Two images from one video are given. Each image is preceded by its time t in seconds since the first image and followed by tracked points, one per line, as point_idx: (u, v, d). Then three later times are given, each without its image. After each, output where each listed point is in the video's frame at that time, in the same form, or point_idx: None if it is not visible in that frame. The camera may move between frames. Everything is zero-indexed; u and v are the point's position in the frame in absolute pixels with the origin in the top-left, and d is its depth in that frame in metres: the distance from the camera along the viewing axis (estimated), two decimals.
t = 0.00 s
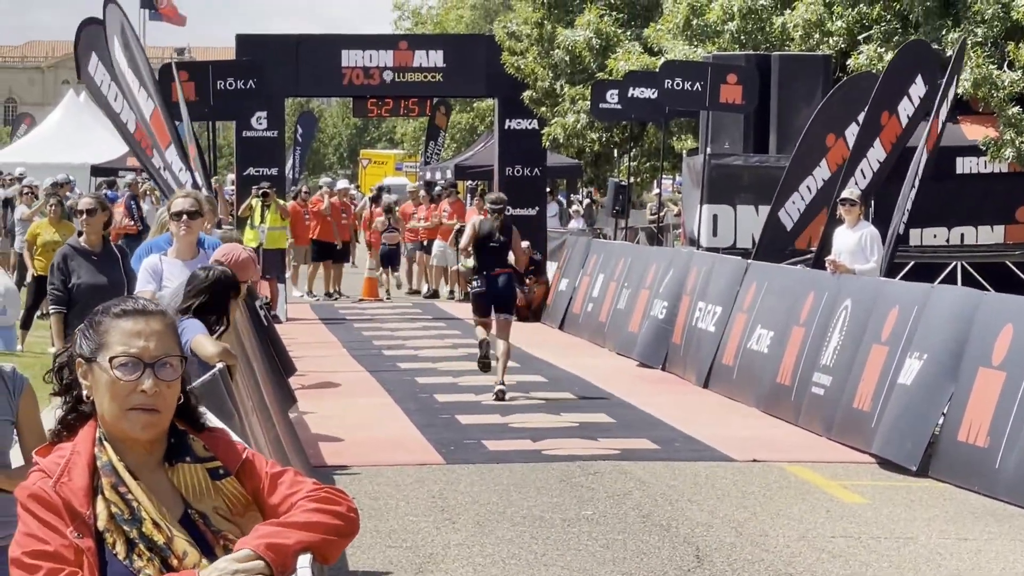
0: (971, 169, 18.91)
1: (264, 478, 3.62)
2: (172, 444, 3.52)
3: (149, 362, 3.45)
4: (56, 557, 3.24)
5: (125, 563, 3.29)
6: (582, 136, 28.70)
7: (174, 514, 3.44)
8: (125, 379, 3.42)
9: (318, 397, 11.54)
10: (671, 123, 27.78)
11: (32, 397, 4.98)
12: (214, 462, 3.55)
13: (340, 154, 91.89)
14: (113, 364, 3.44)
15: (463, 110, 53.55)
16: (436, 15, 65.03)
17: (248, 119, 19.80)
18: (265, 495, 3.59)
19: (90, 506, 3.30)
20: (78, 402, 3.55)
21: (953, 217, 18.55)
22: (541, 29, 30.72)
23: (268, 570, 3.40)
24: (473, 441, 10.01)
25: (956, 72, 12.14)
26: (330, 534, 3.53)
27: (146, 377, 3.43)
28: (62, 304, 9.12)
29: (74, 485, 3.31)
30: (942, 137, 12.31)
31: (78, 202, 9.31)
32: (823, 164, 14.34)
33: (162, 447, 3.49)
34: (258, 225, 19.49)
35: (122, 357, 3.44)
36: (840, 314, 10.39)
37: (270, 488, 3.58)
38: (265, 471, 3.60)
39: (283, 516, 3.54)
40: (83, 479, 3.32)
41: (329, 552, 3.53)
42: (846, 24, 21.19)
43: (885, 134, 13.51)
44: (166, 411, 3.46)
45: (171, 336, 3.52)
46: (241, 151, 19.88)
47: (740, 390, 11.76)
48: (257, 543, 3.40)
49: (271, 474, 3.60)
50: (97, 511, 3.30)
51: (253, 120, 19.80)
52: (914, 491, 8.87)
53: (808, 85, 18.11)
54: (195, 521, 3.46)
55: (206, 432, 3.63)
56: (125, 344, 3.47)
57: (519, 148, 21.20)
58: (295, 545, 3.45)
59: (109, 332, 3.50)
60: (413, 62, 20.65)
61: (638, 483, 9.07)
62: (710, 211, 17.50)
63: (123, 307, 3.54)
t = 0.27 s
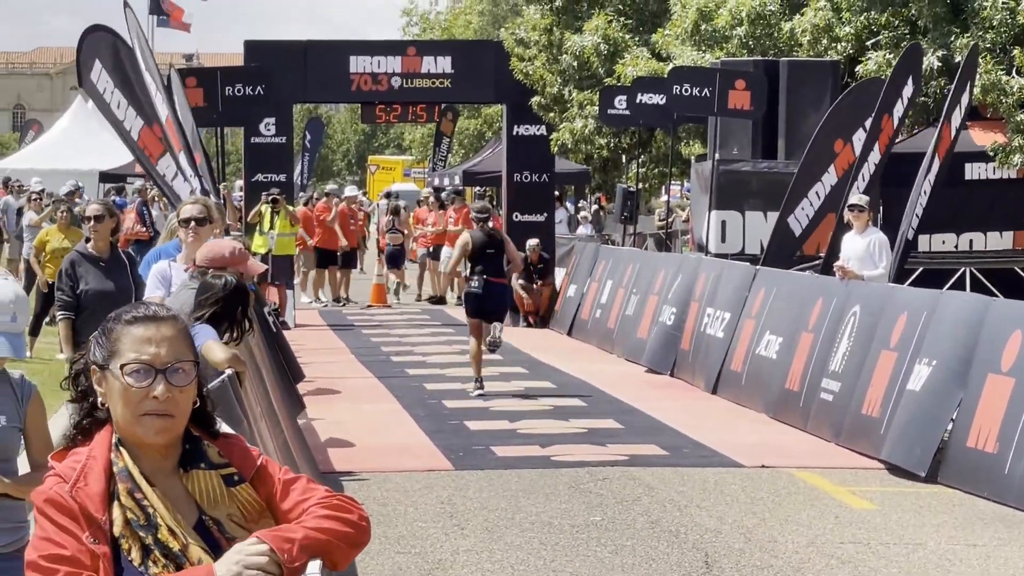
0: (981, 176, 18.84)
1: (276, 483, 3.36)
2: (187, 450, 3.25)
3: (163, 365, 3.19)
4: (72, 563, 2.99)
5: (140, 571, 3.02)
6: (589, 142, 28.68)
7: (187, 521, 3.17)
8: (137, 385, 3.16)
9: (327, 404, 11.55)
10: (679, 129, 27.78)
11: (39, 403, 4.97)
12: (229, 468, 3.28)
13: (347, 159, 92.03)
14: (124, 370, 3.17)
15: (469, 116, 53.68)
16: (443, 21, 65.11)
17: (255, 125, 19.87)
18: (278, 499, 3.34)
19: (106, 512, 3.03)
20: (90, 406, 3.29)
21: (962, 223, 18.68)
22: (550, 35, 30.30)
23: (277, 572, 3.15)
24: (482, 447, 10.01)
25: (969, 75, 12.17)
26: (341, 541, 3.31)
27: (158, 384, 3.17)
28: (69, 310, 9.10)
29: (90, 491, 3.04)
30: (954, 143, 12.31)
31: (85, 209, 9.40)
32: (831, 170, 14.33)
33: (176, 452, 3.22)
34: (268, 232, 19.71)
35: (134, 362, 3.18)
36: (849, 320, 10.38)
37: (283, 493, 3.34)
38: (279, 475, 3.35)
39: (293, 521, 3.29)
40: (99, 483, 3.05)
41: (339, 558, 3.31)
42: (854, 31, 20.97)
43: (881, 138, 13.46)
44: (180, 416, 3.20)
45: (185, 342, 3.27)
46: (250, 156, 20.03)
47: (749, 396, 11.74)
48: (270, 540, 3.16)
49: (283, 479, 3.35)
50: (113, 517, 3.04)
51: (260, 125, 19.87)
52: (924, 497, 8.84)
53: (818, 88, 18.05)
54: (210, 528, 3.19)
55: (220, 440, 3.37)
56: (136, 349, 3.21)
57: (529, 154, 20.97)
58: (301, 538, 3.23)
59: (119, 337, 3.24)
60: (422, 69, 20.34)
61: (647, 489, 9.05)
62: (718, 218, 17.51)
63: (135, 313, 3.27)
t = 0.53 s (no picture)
0: (990, 180, 18.75)
1: (291, 492, 3.33)
2: (203, 456, 3.24)
3: (179, 370, 3.18)
4: (88, 567, 2.99)
5: None
6: (598, 146, 28.61)
7: (202, 526, 3.16)
8: (152, 391, 3.15)
9: (336, 409, 11.56)
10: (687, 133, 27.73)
11: (49, 408, 4.98)
12: (244, 475, 3.26)
13: (354, 164, 92.04)
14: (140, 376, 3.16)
15: (478, 121, 53.63)
16: (451, 25, 65.01)
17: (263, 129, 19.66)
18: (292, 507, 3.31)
19: (123, 516, 3.03)
20: (108, 410, 3.29)
21: (971, 228, 18.73)
22: (558, 39, 30.28)
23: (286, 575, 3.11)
24: (491, 452, 10.02)
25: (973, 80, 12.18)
26: (354, 549, 3.26)
27: (173, 389, 3.16)
28: (78, 315, 9.10)
29: (107, 495, 3.04)
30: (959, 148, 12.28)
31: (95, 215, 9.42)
32: (841, 175, 14.34)
33: (193, 457, 3.21)
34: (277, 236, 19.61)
35: (150, 368, 3.17)
36: (857, 324, 10.39)
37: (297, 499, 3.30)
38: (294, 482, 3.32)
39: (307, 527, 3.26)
40: (116, 488, 3.06)
41: (350, 568, 3.27)
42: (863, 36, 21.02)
43: (879, 138, 13.01)
44: (197, 421, 3.19)
45: (202, 346, 3.25)
46: (257, 162, 19.80)
47: (757, 401, 11.75)
48: (279, 551, 3.11)
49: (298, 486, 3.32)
50: (129, 521, 3.03)
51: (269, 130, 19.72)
52: (932, 503, 8.83)
53: (826, 95, 17.93)
54: (225, 534, 3.18)
55: (237, 446, 3.36)
56: (151, 355, 3.20)
57: (537, 159, 21.03)
58: (317, 556, 3.17)
59: (135, 343, 3.23)
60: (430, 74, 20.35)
61: (655, 494, 9.04)
62: (727, 222, 17.47)
63: (150, 319, 3.27)
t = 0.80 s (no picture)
0: (997, 185, 18.69)
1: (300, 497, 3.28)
2: (210, 461, 3.21)
3: (180, 376, 3.16)
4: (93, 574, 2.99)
5: None
6: (604, 149, 28.45)
7: (209, 532, 3.14)
8: (155, 398, 3.13)
9: (343, 414, 11.55)
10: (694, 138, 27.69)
11: (58, 414, 4.94)
12: (252, 479, 3.23)
13: (361, 169, 92.06)
14: (143, 383, 3.14)
15: (486, 127, 53.65)
16: (458, 30, 65.00)
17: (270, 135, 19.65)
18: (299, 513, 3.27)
19: (128, 524, 3.02)
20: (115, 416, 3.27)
21: (979, 233, 18.79)
22: (564, 43, 30.15)
23: None
24: (498, 457, 10.01)
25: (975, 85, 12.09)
26: (360, 555, 3.24)
27: (176, 395, 3.14)
28: (86, 320, 9.11)
29: (113, 503, 3.03)
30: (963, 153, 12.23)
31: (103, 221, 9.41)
32: (848, 180, 14.33)
33: (199, 462, 3.19)
34: (284, 242, 19.64)
35: (151, 375, 3.15)
36: (865, 330, 10.38)
37: (304, 506, 3.27)
38: (302, 488, 3.27)
39: (314, 533, 3.22)
40: (122, 496, 3.04)
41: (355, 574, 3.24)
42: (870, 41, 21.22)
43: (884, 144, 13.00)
44: (202, 425, 3.16)
45: (205, 351, 3.23)
46: (265, 167, 19.77)
47: (765, 407, 11.72)
48: (284, 558, 3.11)
49: (306, 492, 3.27)
50: (135, 529, 3.02)
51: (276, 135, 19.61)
52: (939, 508, 8.80)
53: (834, 98, 18.07)
54: (232, 539, 3.16)
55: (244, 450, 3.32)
56: (154, 361, 3.18)
57: (543, 165, 21.03)
58: (324, 562, 3.16)
59: (138, 350, 3.21)
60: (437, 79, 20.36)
61: (663, 499, 9.02)
62: (734, 227, 17.53)
63: (152, 326, 3.25)
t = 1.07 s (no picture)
0: (1003, 191, 18.57)
1: (302, 502, 3.38)
2: (207, 467, 3.32)
3: (166, 383, 3.29)
4: None
5: None
6: (610, 154, 28.64)
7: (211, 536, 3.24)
8: (141, 406, 3.26)
9: (349, 419, 11.55)
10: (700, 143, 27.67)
11: (66, 418, 4.90)
12: (251, 483, 3.33)
13: (366, 173, 92.07)
14: (130, 391, 3.28)
15: (491, 133, 53.65)
16: (463, 35, 65.00)
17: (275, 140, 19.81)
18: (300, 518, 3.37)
19: (127, 531, 3.12)
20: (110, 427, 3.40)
21: (983, 238, 18.87)
22: (569, 49, 30.39)
23: None
24: (503, 462, 10.02)
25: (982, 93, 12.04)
26: (363, 560, 3.35)
27: (162, 401, 3.27)
28: (92, 324, 9.09)
29: (111, 511, 3.13)
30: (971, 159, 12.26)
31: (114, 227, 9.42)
32: (850, 184, 14.35)
33: (197, 467, 3.30)
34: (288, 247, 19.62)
35: (137, 383, 3.28)
36: (869, 335, 10.39)
37: (307, 512, 3.36)
38: (303, 493, 3.37)
39: (318, 540, 3.33)
40: (120, 505, 3.15)
41: None
42: (875, 46, 21.25)
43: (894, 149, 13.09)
44: (193, 430, 3.28)
45: (190, 355, 3.37)
46: (271, 170, 19.90)
47: (770, 413, 11.72)
48: (289, 567, 3.21)
49: (309, 497, 3.37)
50: (135, 536, 3.12)
51: (282, 141, 19.75)
52: (944, 514, 8.79)
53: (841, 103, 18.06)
54: (233, 543, 3.25)
55: (243, 453, 3.43)
56: (139, 368, 3.32)
57: (549, 170, 21.03)
58: (329, 568, 3.27)
59: (123, 359, 3.35)
60: (442, 84, 20.36)
61: (668, 504, 9.02)
62: (739, 233, 17.53)
63: (137, 333, 3.39)
